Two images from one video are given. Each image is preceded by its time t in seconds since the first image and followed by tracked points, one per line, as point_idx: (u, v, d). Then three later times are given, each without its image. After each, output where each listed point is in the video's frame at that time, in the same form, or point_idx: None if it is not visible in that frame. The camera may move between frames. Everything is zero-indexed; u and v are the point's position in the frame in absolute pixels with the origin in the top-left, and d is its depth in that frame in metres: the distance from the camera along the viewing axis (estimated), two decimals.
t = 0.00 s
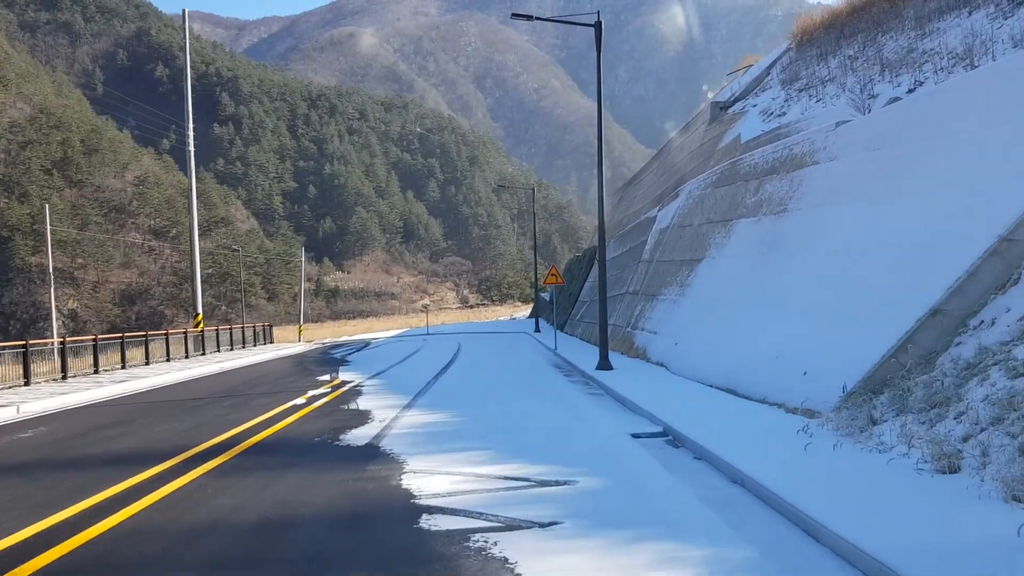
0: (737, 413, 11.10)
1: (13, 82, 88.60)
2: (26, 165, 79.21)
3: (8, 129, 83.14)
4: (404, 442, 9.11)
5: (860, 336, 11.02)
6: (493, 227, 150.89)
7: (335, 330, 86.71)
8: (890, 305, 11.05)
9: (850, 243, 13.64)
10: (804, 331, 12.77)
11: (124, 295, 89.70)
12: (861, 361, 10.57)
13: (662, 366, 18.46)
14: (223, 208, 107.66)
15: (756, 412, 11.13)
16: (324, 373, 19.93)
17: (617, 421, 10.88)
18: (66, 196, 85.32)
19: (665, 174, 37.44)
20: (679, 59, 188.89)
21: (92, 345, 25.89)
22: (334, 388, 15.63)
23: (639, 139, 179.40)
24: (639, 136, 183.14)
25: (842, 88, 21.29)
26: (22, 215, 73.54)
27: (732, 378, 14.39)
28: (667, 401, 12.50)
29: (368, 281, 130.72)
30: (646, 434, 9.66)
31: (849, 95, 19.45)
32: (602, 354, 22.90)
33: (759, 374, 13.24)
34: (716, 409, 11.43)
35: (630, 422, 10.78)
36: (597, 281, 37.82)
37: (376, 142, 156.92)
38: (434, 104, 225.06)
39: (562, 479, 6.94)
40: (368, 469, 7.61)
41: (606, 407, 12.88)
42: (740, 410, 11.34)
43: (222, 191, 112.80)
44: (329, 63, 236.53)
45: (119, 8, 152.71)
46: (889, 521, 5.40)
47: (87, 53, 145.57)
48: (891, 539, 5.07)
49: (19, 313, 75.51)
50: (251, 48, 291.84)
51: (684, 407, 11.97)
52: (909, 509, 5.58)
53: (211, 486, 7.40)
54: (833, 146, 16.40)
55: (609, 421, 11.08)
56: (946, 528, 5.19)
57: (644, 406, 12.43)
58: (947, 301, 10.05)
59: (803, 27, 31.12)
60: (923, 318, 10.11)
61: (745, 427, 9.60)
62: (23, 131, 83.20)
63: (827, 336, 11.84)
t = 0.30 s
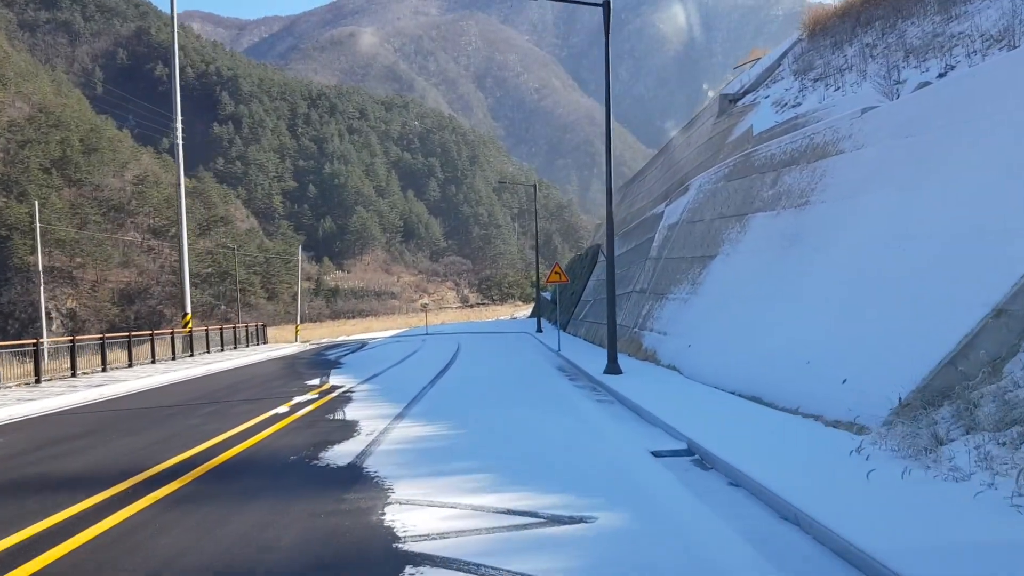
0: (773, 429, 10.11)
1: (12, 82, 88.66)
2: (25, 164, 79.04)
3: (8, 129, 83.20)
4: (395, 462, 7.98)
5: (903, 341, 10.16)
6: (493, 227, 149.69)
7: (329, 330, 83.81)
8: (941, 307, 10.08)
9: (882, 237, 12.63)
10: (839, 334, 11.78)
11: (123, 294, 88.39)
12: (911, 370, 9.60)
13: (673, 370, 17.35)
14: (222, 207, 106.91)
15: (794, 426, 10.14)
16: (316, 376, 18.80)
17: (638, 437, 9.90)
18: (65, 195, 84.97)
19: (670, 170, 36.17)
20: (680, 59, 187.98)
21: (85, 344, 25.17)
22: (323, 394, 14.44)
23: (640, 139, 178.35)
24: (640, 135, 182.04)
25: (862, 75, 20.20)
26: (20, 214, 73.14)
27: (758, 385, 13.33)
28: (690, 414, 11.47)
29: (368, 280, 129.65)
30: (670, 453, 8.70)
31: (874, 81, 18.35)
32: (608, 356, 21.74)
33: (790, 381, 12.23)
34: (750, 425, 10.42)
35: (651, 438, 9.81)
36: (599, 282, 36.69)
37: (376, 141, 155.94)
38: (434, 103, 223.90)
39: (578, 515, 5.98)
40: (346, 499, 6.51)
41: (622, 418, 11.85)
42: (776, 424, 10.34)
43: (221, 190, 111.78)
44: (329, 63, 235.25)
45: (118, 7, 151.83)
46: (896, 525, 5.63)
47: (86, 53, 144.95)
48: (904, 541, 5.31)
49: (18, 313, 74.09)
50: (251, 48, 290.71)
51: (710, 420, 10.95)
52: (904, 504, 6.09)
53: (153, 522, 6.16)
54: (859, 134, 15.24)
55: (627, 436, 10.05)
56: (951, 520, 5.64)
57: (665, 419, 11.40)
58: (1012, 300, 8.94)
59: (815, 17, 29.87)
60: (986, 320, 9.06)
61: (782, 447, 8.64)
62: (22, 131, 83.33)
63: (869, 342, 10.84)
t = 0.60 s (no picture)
0: (809, 446, 9.12)
1: (9, 81, 88.22)
2: (23, 163, 78.33)
3: (5, 128, 82.71)
4: (377, 488, 6.82)
5: (928, 342, 9.65)
6: (493, 226, 148.41)
7: (328, 331, 83.22)
8: (990, 309, 9.09)
9: (906, 230, 11.79)
10: (873, 339, 10.78)
11: (121, 295, 87.45)
12: (931, 375, 9.15)
13: (687, 374, 16.22)
14: (221, 207, 106.10)
15: (835, 443, 9.15)
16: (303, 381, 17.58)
17: (658, 458, 8.89)
18: (63, 194, 84.13)
19: (675, 166, 34.92)
20: (680, 58, 186.73)
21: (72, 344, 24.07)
22: (307, 401, 13.20)
23: (640, 139, 177.11)
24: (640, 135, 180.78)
25: (884, 61, 19.08)
26: (17, 214, 72.61)
27: (784, 394, 12.31)
28: (715, 427, 10.44)
29: (367, 280, 128.48)
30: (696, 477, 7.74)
31: (899, 67, 17.21)
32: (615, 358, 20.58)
33: (823, 389, 11.21)
34: (783, 442, 9.41)
35: (674, 460, 8.78)
36: (603, 281, 35.55)
37: (376, 141, 154.84)
38: (434, 103, 222.82)
39: (601, 569, 5.00)
40: (314, 541, 5.42)
41: (638, 432, 10.80)
42: (811, 442, 9.34)
43: (220, 189, 110.74)
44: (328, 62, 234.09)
45: (117, 7, 151.03)
46: (895, 525, 5.79)
47: (84, 52, 141.58)
48: (903, 541, 5.45)
49: (15, 312, 73.44)
50: (250, 47, 289.63)
51: (739, 435, 9.90)
52: (902, 504, 6.39)
53: (85, 568, 5.04)
54: (888, 120, 14.05)
55: (645, 456, 9.04)
56: (950, 521, 5.86)
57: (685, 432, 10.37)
58: None
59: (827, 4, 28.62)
60: None
61: (824, 471, 7.69)
62: (20, 130, 82.73)
63: (910, 348, 9.87)
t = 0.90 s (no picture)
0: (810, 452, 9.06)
1: (10, 80, 87.12)
2: (22, 164, 77.45)
3: (6, 128, 81.74)
4: (354, 524, 5.75)
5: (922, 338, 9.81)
6: (495, 227, 147.07)
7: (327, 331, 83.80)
8: (995, 302, 8.89)
9: (918, 230, 11.27)
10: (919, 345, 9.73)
11: (121, 296, 86.57)
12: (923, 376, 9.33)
13: (705, 380, 15.08)
14: (222, 207, 105.13)
15: (883, 463, 8.20)
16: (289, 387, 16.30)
17: (684, 479, 7.91)
18: (63, 195, 83.22)
19: (684, 162, 33.59)
20: (682, 58, 185.46)
21: (48, 349, 22.79)
22: (290, 413, 11.95)
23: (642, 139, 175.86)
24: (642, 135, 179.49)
25: (911, 46, 17.97)
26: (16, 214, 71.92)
27: (808, 401, 11.60)
28: (748, 445, 9.35)
29: (368, 281, 127.33)
30: (735, 510, 6.68)
31: (932, 50, 16.03)
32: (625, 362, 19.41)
33: (865, 400, 10.20)
34: (826, 461, 8.39)
35: (706, 482, 7.78)
36: (609, 280, 34.43)
37: (376, 141, 153.69)
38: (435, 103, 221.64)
39: None
40: None
41: (661, 448, 9.72)
42: (859, 461, 8.39)
43: (221, 190, 109.78)
44: (329, 63, 232.84)
45: (118, 7, 150.24)
46: (895, 525, 5.80)
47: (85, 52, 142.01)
48: (904, 541, 5.45)
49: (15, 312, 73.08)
50: (251, 48, 288.30)
51: (779, 455, 8.81)
52: (904, 505, 6.51)
53: None
54: (928, 103, 12.68)
55: (670, 477, 8.03)
56: (952, 520, 5.97)
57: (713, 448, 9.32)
58: None
59: None
60: None
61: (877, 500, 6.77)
62: (20, 130, 81.67)
63: (964, 355, 8.87)
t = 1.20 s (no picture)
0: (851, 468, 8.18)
1: (10, 81, 86.67)
2: (23, 165, 76.76)
3: (6, 128, 81.11)
4: None
5: (955, 333, 9.15)
6: (497, 227, 145.82)
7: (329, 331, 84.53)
8: None
9: (963, 223, 10.17)
10: (978, 349, 8.65)
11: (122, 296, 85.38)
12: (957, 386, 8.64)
13: (728, 388, 13.96)
14: (223, 208, 104.34)
15: (943, 489, 7.19)
16: (274, 394, 15.11)
17: (719, 506, 6.91)
18: (64, 195, 82.63)
19: (693, 157, 32.34)
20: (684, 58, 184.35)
21: (26, 353, 21.43)
22: (272, 426, 10.79)
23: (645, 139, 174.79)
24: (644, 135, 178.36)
25: (943, 28, 16.81)
26: (18, 214, 71.32)
27: (843, 408, 10.59)
28: (788, 467, 8.22)
29: (370, 281, 126.15)
30: (790, 553, 5.60)
31: (968, 33, 14.86)
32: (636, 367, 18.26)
33: (915, 414, 9.09)
34: (885, 485, 7.30)
35: (742, 511, 6.79)
36: (616, 279, 33.39)
37: (378, 141, 152.79)
38: (437, 103, 220.74)
39: None
40: None
41: (688, 468, 8.60)
42: (916, 486, 7.34)
43: (223, 190, 109.19)
44: (331, 63, 232.20)
45: (120, 8, 150.27)
46: (950, 550, 5.28)
47: (88, 53, 141.52)
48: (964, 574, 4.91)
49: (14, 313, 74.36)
50: (254, 48, 287.80)
51: (830, 478, 7.68)
52: (961, 528, 5.82)
53: None
54: (974, 85, 11.32)
55: (704, 506, 6.97)
56: None
57: (752, 469, 8.20)
58: None
59: None
60: None
61: (958, 533, 5.74)
62: (21, 131, 81.13)
63: None
